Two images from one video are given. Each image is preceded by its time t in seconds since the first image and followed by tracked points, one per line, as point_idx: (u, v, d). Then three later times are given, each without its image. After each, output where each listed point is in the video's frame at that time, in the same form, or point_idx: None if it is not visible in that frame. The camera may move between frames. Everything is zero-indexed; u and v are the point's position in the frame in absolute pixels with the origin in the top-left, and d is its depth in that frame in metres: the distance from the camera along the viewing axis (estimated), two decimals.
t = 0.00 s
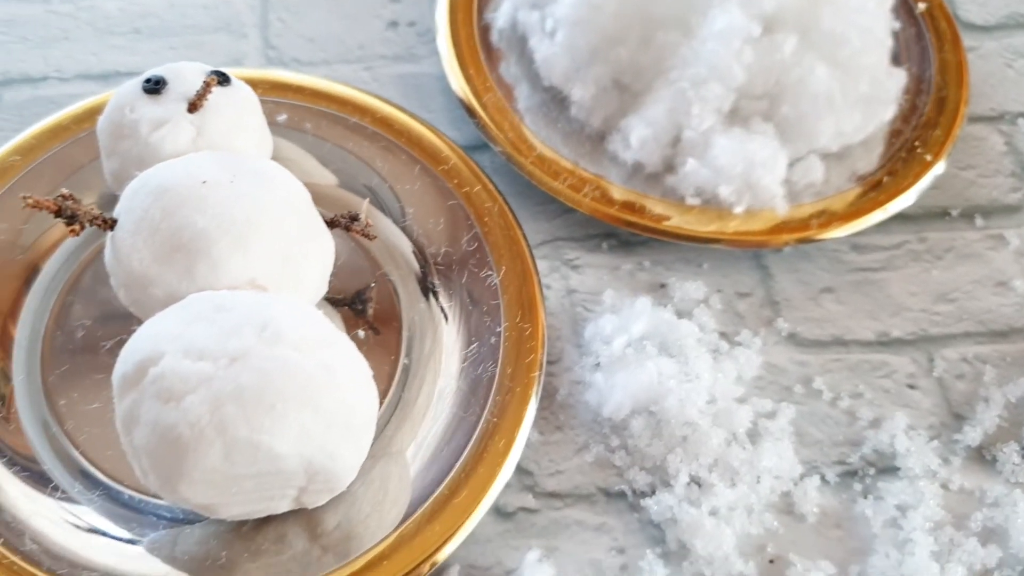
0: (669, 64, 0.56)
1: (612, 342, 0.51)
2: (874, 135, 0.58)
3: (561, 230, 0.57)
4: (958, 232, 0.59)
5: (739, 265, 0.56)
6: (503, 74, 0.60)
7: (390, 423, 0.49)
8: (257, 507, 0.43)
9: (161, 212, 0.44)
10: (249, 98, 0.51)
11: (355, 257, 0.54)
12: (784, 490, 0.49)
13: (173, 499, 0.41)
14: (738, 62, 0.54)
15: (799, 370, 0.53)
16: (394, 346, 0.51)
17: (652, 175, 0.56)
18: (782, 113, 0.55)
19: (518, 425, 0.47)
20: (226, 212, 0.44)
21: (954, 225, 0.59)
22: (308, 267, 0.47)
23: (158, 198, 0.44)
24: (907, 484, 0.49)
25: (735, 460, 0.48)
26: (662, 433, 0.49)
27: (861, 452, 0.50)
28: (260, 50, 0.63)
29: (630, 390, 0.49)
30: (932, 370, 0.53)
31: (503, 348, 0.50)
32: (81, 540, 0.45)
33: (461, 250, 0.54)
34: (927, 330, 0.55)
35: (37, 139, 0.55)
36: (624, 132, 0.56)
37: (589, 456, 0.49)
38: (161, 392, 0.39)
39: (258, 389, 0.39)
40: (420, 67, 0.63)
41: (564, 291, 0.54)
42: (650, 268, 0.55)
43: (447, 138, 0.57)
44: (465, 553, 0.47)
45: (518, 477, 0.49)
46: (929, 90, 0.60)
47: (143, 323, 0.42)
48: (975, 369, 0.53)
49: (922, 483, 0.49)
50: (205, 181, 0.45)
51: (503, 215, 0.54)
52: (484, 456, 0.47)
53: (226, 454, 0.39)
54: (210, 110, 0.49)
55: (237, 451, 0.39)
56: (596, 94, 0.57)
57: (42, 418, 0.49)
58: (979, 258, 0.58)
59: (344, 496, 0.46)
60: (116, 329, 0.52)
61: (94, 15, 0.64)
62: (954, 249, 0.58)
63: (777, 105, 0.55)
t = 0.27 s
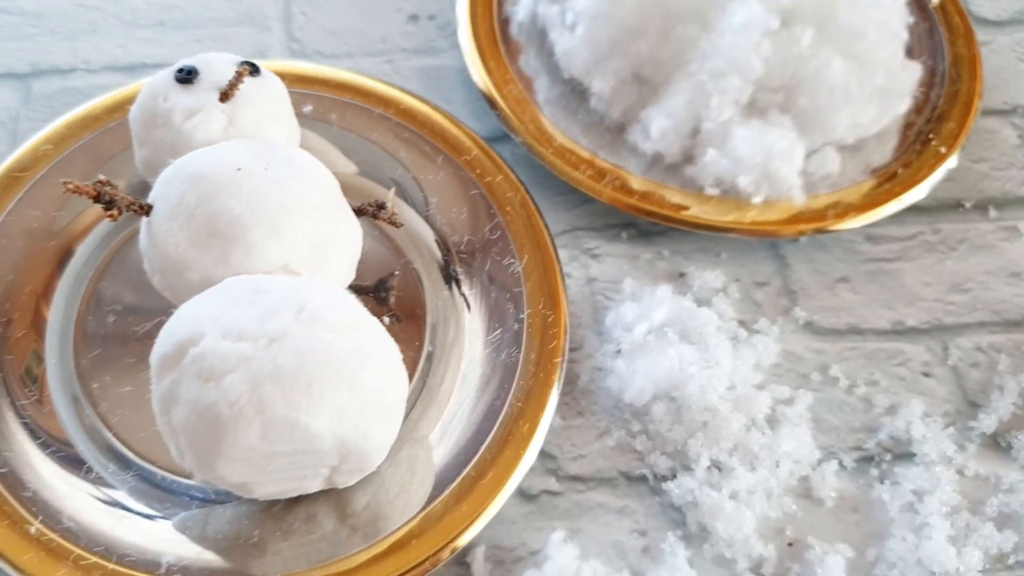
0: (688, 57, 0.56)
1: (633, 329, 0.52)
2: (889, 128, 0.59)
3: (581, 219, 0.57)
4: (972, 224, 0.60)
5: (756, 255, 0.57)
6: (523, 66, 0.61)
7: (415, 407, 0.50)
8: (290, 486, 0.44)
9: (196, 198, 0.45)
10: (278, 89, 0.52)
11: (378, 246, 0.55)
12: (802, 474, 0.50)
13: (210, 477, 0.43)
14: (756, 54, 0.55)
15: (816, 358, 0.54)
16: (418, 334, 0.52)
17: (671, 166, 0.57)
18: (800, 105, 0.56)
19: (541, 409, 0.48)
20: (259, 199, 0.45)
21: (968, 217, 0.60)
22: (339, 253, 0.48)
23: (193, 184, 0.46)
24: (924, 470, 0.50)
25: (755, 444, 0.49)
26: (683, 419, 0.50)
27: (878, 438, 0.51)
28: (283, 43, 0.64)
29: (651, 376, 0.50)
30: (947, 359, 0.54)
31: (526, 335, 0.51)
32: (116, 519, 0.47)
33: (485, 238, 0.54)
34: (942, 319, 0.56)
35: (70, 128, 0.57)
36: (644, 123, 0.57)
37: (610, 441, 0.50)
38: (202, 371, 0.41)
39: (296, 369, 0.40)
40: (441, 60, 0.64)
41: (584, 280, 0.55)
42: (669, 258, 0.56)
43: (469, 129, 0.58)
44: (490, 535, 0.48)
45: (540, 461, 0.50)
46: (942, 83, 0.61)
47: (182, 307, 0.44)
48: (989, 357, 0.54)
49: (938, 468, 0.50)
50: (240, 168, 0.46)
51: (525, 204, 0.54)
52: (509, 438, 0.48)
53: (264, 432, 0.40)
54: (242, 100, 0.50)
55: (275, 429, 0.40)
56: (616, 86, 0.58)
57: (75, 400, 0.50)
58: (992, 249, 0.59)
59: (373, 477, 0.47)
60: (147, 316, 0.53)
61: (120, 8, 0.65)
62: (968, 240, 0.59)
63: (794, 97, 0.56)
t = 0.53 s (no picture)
0: (711, 51, 0.57)
1: (658, 318, 0.53)
2: (908, 121, 0.60)
3: (604, 211, 0.58)
4: (990, 217, 0.60)
5: (777, 246, 0.58)
6: (546, 61, 0.61)
7: (443, 392, 0.51)
8: (323, 468, 0.45)
9: (232, 186, 0.46)
10: (309, 81, 0.53)
11: (405, 236, 0.56)
12: (824, 461, 0.50)
13: (247, 458, 0.44)
14: (779, 49, 0.55)
15: (837, 348, 0.55)
16: (444, 321, 0.53)
17: (694, 158, 0.58)
18: (821, 99, 0.57)
19: (568, 395, 0.49)
20: (295, 188, 0.46)
21: (986, 210, 0.61)
22: (370, 241, 0.49)
23: (230, 173, 0.47)
24: (944, 457, 0.51)
25: (778, 431, 0.50)
26: (707, 406, 0.51)
27: (898, 426, 0.52)
28: (309, 37, 0.65)
29: (677, 363, 0.51)
30: (966, 349, 0.55)
31: (552, 323, 0.52)
32: (151, 501, 0.48)
33: (511, 228, 0.55)
34: (961, 310, 0.57)
35: (103, 120, 0.58)
36: (667, 116, 0.58)
37: (635, 428, 0.51)
38: (241, 354, 0.42)
39: (332, 351, 0.42)
40: (465, 54, 0.65)
41: (608, 270, 0.56)
42: (691, 248, 0.57)
43: (495, 121, 0.59)
44: (517, 519, 0.48)
45: (566, 446, 0.51)
46: (961, 78, 0.62)
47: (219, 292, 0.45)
48: (1008, 348, 0.55)
49: (958, 456, 0.50)
50: (275, 158, 0.47)
51: (549, 195, 0.55)
52: (536, 423, 0.49)
53: (302, 413, 0.41)
54: (275, 91, 0.51)
55: (312, 411, 0.41)
56: (639, 80, 0.59)
57: (108, 385, 0.51)
58: (1010, 241, 0.59)
59: (403, 460, 0.48)
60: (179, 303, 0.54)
61: (149, 3, 0.66)
62: (986, 233, 0.60)
63: (815, 91, 0.57)
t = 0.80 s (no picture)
0: (737, 41, 0.57)
1: (685, 305, 0.53)
2: (932, 112, 0.60)
3: (629, 200, 0.59)
4: (1014, 208, 0.60)
5: (802, 236, 0.58)
6: (571, 52, 0.62)
7: (471, 377, 0.51)
8: (354, 451, 0.46)
9: (265, 171, 0.47)
10: (338, 69, 0.54)
11: (432, 225, 0.56)
12: (850, 447, 0.51)
13: (279, 440, 0.44)
14: (804, 39, 0.56)
15: (862, 336, 0.55)
16: (471, 308, 0.53)
17: (719, 147, 0.58)
18: (846, 89, 0.57)
19: (596, 380, 0.49)
20: (326, 173, 0.47)
21: (1010, 201, 0.61)
22: (400, 226, 0.49)
23: (262, 158, 0.47)
24: (969, 445, 0.51)
25: (805, 418, 0.50)
26: (733, 392, 0.51)
27: (923, 414, 0.52)
28: (336, 28, 0.65)
29: (704, 350, 0.51)
30: (991, 338, 0.55)
31: (579, 310, 0.52)
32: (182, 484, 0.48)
33: (537, 216, 0.56)
34: (986, 300, 0.57)
35: (134, 108, 0.58)
36: (692, 106, 0.58)
37: (661, 415, 0.51)
38: (274, 336, 0.42)
39: (365, 333, 0.42)
40: (490, 45, 0.65)
41: (633, 259, 0.56)
42: (717, 238, 0.57)
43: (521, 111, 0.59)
44: (546, 503, 0.49)
45: (593, 433, 0.51)
46: (986, 69, 0.62)
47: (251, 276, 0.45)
48: None
49: (984, 443, 0.50)
50: (306, 143, 0.48)
51: (576, 183, 0.55)
52: (564, 408, 0.49)
53: (335, 393, 0.42)
54: (304, 79, 0.51)
55: (345, 391, 0.42)
56: (665, 70, 0.59)
57: (138, 369, 0.52)
58: None
59: (432, 444, 0.49)
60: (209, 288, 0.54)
61: None
62: (1011, 223, 0.60)
63: (841, 82, 0.57)
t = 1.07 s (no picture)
0: (764, 29, 0.57)
1: (713, 292, 0.53)
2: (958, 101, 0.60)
3: (656, 187, 0.59)
4: None
5: (828, 225, 0.58)
6: (596, 40, 0.62)
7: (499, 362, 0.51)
8: (384, 434, 0.46)
9: (295, 153, 0.47)
10: (366, 54, 0.54)
11: (458, 211, 0.56)
12: (878, 434, 0.51)
13: (311, 420, 0.44)
14: (832, 26, 0.56)
15: (889, 324, 0.55)
16: (497, 294, 0.53)
17: (746, 135, 0.58)
18: (873, 76, 0.57)
19: (625, 366, 0.49)
20: (357, 155, 0.47)
21: None
22: (430, 210, 0.49)
23: (292, 141, 0.47)
24: (998, 432, 0.50)
25: (833, 404, 0.50)
26: (762, 378, 0.51)
27: (951, 401, 0.52)
28: (360, 15, 0.65)
29: (732, 335, 0.51)
30: (1018, 327, 0.55)
31: (608, 295, 0.52)
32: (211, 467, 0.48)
33: (564, 202, 0.56)
34: (1012, 289, 0.56)
35: (162, 92, 0.58)
36: (720, 93, 0.58)
37: (690, 401, 0.52)
38: (309, 316, 0.42)
39: (400, 314, 0.42)
40: (514, 33, 0.65)
41: (660, 246, 0.56)
42: (743, 226, 0.57)
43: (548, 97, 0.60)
44: (575, 488, 0.49)
45: (621, 418, 0.51)
46: (1011, 59, 0.62)
47: (283, 257, 0.45)
48: None
49: (1013, 431, 0.50)
50: (337, 126, 0.47)
51: (604, 169, 0.55)
52: (594, 392, 0.49)
53: (369, 374, 0.41)
54: (333, 62, 0.51)
55: (380, 371, 0.41)
56: (691, 58, 0.59)
57: (165, 352, 0.52)
58: None
59: (461, 427, 0.49)
60: (236, 272, 0.54)
61: None
62: None
63: (868, 70, 0.57)
